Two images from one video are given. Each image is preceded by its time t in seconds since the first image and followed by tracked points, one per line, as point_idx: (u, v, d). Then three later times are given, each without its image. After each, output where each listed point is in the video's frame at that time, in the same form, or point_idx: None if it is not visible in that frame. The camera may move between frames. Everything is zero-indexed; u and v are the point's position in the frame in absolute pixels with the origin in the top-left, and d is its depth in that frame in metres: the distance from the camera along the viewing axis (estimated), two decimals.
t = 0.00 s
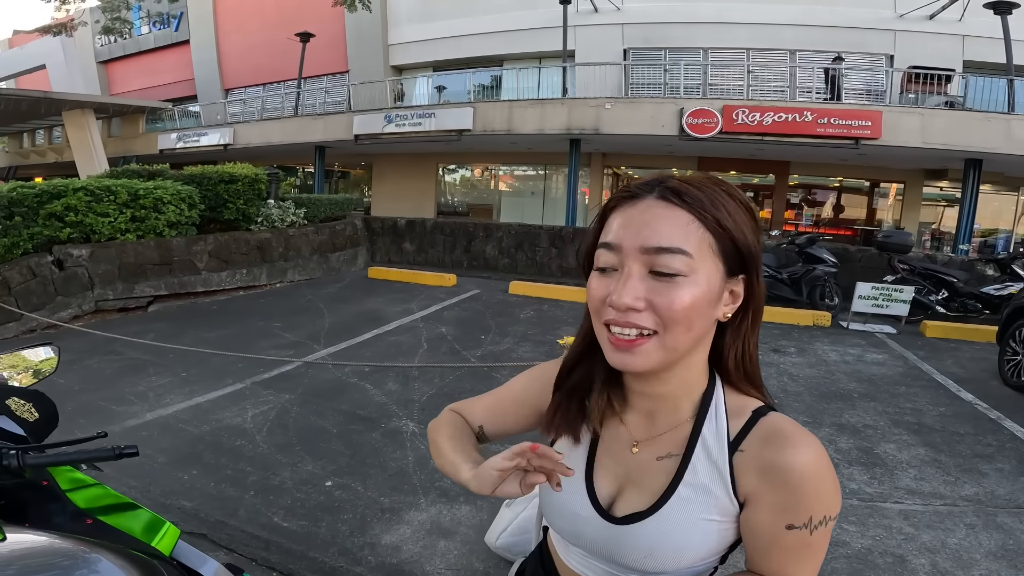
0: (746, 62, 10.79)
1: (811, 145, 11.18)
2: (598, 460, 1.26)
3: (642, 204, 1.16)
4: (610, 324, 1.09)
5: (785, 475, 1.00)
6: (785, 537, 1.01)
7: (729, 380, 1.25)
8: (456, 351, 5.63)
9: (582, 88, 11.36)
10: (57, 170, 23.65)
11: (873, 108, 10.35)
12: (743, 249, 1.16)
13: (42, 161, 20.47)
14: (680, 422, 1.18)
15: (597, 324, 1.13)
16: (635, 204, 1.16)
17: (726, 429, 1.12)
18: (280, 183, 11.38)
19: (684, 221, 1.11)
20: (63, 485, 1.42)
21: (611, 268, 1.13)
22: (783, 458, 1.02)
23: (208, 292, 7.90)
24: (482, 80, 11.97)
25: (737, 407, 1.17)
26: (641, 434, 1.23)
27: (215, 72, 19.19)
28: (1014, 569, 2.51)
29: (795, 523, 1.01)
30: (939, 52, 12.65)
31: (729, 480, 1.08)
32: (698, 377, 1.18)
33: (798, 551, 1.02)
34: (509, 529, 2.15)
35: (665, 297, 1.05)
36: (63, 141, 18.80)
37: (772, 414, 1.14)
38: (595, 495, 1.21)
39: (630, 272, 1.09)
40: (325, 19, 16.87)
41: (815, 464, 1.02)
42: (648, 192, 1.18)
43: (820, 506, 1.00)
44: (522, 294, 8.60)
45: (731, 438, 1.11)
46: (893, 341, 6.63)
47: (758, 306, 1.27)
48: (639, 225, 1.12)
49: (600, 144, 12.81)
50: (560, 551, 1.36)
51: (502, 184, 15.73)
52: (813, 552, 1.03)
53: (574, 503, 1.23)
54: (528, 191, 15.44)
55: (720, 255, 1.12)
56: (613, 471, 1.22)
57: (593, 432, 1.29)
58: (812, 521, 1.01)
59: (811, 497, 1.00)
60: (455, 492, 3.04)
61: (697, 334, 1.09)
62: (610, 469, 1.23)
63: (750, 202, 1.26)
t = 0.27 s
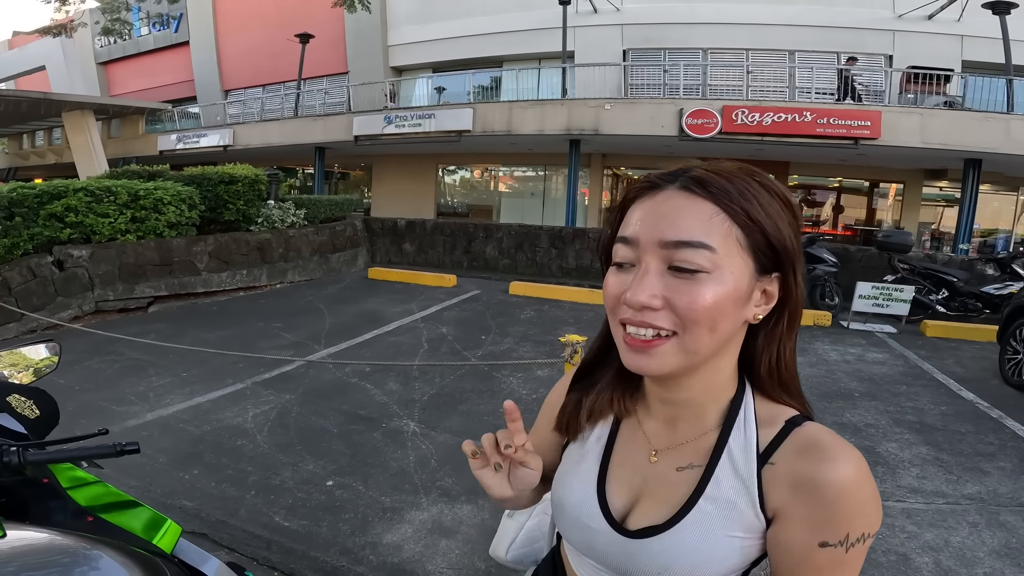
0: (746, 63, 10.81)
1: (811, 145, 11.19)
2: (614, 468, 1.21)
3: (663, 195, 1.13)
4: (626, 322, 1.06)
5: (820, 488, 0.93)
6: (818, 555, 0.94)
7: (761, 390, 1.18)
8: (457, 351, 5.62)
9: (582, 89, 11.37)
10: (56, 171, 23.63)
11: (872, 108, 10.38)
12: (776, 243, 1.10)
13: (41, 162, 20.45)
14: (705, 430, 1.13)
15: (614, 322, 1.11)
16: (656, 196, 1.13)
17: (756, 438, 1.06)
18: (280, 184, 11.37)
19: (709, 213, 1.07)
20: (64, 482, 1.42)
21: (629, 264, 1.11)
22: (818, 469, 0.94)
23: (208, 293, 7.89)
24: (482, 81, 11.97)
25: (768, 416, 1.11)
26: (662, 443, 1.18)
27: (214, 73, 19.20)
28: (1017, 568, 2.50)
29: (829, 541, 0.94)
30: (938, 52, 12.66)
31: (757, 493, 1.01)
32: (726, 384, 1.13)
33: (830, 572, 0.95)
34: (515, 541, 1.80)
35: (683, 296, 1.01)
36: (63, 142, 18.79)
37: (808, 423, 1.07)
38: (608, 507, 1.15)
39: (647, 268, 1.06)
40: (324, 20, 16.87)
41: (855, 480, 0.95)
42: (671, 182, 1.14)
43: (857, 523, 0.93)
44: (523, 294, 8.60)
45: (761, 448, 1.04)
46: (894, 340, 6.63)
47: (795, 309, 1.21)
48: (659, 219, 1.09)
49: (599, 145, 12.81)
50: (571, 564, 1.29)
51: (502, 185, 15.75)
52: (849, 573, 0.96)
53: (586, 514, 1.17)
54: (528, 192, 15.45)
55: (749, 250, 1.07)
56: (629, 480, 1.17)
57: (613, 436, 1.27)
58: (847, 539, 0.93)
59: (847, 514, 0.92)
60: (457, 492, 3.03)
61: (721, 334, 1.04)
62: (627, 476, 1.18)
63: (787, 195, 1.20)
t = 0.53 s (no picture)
0: (745, 64, 10.84)
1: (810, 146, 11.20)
2: (627, 484, 1.17)
3: (685, 206, 1.05)
4: (642, 340, 1.02)
5: (841, 513, 0.87)
6: None
7: (790, 410, 1.10)
8: (457, 353, 5.63)
9: (581, 90, 11.38)
10: (54, 173, 23.57)
11: (871, 109, 10.39)
12: (811, 258, 1.01)
13: (40, 164, 20.40)
14: (726, 450, 1.07)
15: (631, 338, 1.06)
16: (678, 206, 1.06)
17: (779, 459, 0.99)
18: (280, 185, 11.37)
19: (733, 227, 0.99)
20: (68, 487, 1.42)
21: (646, 279, 1.05)
22: (841, 495, 0.88)
23: (208, 295, 7.89)
24: (481, 82, 11.97)
25: (795, 436, 1.03)
26: (680, 460, 1.13)
27: (213, 74, 19.20)
28: (1019, 568, 2.50)
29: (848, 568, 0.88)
30: (937, 52, 12.67)
31: (775, 515, 0.96)
32: (751, 403, 1.06)
33: None
34: (533, 548, 1.93)
35: (701, 316, 0.95)
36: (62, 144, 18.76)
37: (840, 447, 0.98)
38: (619, 522, 1.11)
39: (664, 284, 1.00)
40: (324, 21, 16.89)
41: (885, 508, 0.87)
42: (694, 191, 1.07)
43: (882, 552, 0.86)
44: (522, 295, 8.61)
45: (783, 470, 0.98)
46: (894, 341, 6.64)
47: (832, 325, 1.11)
48: (677, 231, 1.02)
49: (599, 146, 12.81)
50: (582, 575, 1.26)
51: (501, 186, 15.76)
52: None
53: (597, 527, 1.14)
54: (528, 193, 15.45)
55: (777, 267, 0.99)
56: (643, 496, 1.13)
57: (628, 450, 1.22)
58: (870, 568, 0.87)
59: (871, 544, 0.86)
60: (458, 494, 3.03)
61: (744, 358, 0.97)
62: (641, 492, 1.14)
63: (827, 203, 1.09)
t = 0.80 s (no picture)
0: (743, 63, 10.87)
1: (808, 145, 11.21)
2: (636, 472, 1.16)
3: (700, 180, 1.04)
4: (651, 315, 1.01)
5: (856, 508, 0.83)
6: None
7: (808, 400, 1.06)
8: (456, 351, 5.61)
9: (579, 89, 11.38)
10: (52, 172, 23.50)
11: (869, 108, 10.40)
12: (832, 237, 0.98)
13: (37, 164, 20.34)
14: (738, 438, 1.05)
15: (641, 314, 1.05)
16: (693, 180, 1.05)
17: (792, 449, 0.96)
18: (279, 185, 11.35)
19: (747, 201, 0.97)
20: (60, 479, 1.41)
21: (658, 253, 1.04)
22: (856, 487, 0.84)
23: (206, 293, 7.86)
24: (480, 82, 11.96)
25: (814, 427, 0.99)
26: (691, 448, 1.10)
27: (211, 74, 19.16)
28: (1021, 563, 2.50)
29: (860, 566, 0.84)
30: (935, 51, 12.69)
31: (787, 508, 0.92)
32: (766, 390, 1.03)
33: None
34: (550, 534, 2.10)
35: (711, 290, 0.93)
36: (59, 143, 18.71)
37: (861, 437, 0.94)
38: (627, 511, 1.10)
39: (674, 257, 0.99)
40: (321, 21, 16.86)
41: (905, 502, 0.83)
42: (710, 165, 1.06)
43: (898, 551, 0.82)
44: (521, 294, 8.60)
45: (797, 460, 0.95)
46: (893, 338, 6.64)
47: (854, 312, 1.07)
48: (690, 204, 1.01)
49: (597, 145, 12.81)
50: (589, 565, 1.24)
51: (500, 185, 15.76)
52: None
53: (603, 515, 1.13)
54: (526, 192, 15.44)
55: (793, 243, 0.96)
56: (652, 484, 1.11)
57: (638, 437, 1.21)
58: (883, 566, 0.83)
59: (886, 540, 0.82)
60: (457, 490, 3.02)
61: (756, 336, 0.94)
62: (649, 481, 1.12)
63: (855, 182, 1.05)
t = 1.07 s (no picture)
0: (741, 63, 10.92)
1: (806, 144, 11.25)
2: (631, 470, 1.20)
3: (698, 186, 1.08)
4: (642, 311, 1.05)
5: (828, 512, 0.86)
6: None
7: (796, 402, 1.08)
8: (457, 350, 5.65)
9: (579, 89, 11.41)
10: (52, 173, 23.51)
11: (868, 107, 10.43)
12: (820, 247, 1.00)
13: (36, 164, 20.34)
14: (725, 440, 1.08)
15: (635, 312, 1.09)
16: (690, 186, 1.09)
17: (775, 452, 0.99)
18: (279, 185, 11.37)
19: (739, 207, 1.01)
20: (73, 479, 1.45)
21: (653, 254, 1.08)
22: (829, 489, 0.87)
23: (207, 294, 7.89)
24: (479, 82, 11.99)
25: (797, 430, 1.01)
26: (683, 448, 1.14)
27: (210, 74, 19.17)
28: (1015, 560, 2.53)
29: (832, 566, 0.88)
30: (933, 51, 12.72)
31: (767, 509, 0.95)
32: (755, 394, 1.06)
33: None
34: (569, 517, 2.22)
35: (698, 289, 0.96)
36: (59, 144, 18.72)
37: (843, 440, 0.96)
38: (621, 508, 1.14)
39: (666, 257, 1.03)
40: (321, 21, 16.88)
41: (876, 506, 0.85)
42: (708, 174, 1.09)
43: (869, 553, 0.85)
44: (521, 294, 8.63)
45: (779, 463, 0.98)
46: (890, 337, 6.68)
47: (842, 322, 1.09)
48: (685, 208, 1.05)
49: (596, 145, 12.85)
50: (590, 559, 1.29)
51: (499, 185, 15.80)
52: None
53: (599, 511, 1.17)
54: (525, 192, 15.48)
55: (781, 251, 0.99)
56: (646, 482, 1.15)
57: (636, 436, 1.25)
58: (855, 566, 0.86)
59: (857, 542, 0.85)
60: (458, 489, 3.05)
61: (739, 338, 0.97)
62: (644, 479, 1.16)
63: (850, 197, 1.08)
